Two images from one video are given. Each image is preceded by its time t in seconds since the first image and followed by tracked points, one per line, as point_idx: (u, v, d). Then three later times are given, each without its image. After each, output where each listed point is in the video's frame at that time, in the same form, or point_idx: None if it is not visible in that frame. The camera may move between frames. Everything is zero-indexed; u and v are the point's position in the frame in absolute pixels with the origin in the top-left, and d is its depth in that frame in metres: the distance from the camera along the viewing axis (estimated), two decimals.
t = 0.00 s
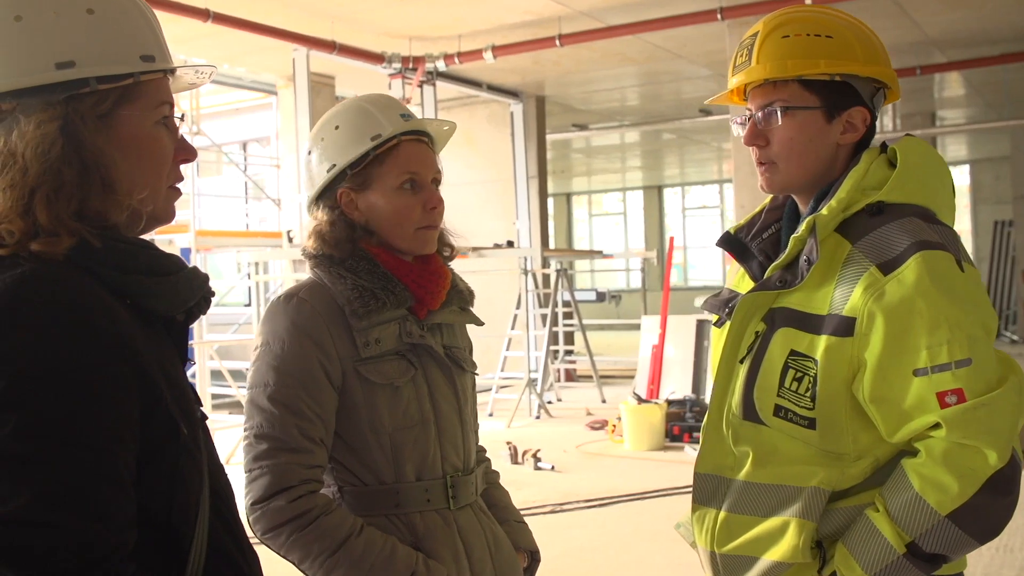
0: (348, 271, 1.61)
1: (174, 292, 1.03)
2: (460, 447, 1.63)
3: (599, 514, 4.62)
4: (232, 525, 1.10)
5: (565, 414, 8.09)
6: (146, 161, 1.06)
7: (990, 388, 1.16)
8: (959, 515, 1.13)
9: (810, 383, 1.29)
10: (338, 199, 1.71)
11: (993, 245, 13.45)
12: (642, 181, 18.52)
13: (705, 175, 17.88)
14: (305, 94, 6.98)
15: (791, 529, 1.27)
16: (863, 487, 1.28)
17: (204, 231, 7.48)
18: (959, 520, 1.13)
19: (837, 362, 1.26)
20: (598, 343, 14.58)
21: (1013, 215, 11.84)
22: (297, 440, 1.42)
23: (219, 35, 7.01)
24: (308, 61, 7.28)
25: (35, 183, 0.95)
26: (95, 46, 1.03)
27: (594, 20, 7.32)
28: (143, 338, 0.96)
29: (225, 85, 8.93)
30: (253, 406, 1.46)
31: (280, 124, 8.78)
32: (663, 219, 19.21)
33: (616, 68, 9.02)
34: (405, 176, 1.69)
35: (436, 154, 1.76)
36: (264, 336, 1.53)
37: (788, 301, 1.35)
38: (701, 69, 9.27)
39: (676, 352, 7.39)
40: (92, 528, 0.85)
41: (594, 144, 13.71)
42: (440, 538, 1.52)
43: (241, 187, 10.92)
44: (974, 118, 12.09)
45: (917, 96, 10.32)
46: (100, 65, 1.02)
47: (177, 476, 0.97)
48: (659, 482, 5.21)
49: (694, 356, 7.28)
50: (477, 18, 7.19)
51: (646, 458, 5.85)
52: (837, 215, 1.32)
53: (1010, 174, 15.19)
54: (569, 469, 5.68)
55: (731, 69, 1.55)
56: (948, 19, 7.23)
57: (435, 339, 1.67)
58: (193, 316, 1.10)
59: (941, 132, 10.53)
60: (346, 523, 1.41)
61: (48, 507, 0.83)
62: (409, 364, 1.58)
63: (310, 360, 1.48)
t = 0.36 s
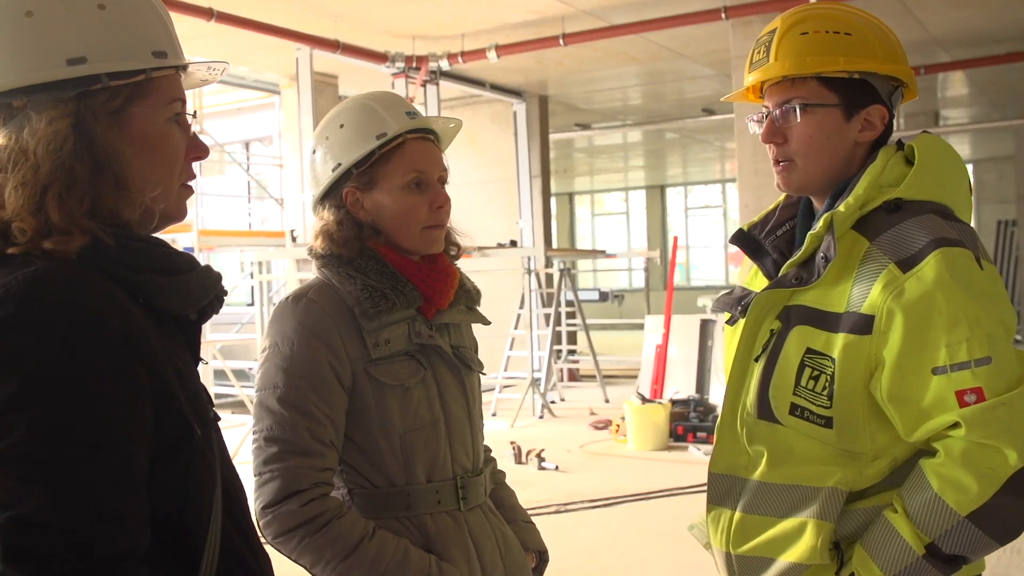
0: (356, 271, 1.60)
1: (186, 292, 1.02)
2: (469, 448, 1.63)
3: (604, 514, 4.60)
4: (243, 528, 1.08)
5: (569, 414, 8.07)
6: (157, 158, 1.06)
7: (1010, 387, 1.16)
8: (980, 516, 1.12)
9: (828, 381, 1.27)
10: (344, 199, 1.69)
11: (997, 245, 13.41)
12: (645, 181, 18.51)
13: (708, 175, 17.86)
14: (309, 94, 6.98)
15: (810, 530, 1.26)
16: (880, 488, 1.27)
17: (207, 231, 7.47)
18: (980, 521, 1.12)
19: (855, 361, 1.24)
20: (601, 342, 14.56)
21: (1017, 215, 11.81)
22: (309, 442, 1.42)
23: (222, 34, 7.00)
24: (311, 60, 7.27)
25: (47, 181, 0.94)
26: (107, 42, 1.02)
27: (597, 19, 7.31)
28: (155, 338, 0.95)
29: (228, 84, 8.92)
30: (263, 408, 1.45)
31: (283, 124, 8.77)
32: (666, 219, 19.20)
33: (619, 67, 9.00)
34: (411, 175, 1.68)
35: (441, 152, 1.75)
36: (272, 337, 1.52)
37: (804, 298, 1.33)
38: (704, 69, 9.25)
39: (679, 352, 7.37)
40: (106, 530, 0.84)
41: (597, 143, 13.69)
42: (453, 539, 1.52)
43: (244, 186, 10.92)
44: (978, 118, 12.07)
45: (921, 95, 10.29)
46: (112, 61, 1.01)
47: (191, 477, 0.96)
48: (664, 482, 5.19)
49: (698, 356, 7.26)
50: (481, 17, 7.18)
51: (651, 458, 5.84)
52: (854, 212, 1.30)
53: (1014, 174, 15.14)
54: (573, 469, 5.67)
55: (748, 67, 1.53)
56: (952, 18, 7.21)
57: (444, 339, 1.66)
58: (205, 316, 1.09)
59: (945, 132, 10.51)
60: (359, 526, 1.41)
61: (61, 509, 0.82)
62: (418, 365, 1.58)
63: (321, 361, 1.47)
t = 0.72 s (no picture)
0: (368, 271, 1.58)
1: (201, 292, 1.00)
2: (481, 450, 1.61)
3: (609, 514, 4.59)
4: (257, 530, 1.07)
5: (572, 414, 8.06)
6: (173, 156, 1.04)
7: None
8: None
9: (865, 379, 1.37)
10: (353, 199, 1.68)
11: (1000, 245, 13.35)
12: (647, 181, 18.50)
13: (710, 174, 17.83)
14: (311, 94, 6.97)
15: (860, 529, 1.35)
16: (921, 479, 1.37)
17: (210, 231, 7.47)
18: None
19: (894, 360, 1.34)
20: (603, 342, 14.54)
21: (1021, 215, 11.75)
22: (322, 446, 1.41)
23: (225, 33, 6.99)
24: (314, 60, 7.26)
25: (61, 178, 0.92)
26: (120, 38, 1.01)
27: (601, 18, 7.29)
28: (171, 339, 0.94)
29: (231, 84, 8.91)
30: (275, 411, 1.44)
31: (286, 123, 8.76)
32: (667, 218, 19.19)
33: (622, 67, 8.98)
34: (422, 173, 1.66)
35: (452, 150, 1.73)
36: (284, 338, 1.51)
37: (832, 298, 1.43)
38: (707, 68, 9.23)
39: (683, 352, 7.34)
40: (122, 535, 0.83)
41: (599, 143, 13.67)
42: (466, 543, 1.51)
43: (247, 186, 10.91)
44: (981, 117, 12.03)
45: (925, 95, 10.26)
46: (126, 57, 1.00)
47: (204, 480, 0.94)
48: (669, 482, 5.17)
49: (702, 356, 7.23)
50: (484, 17, 7.17)
51: (655, 458, 5.82)
52: (883, 209, 1.41)
53: (1017, 173, 15.09)
54: (577, 469, 5.65)
55: (783, 57, 1.60)
56: (957, 17, 7.18)
57: (455, 339, 1.65)
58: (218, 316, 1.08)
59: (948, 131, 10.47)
60: (373, 531, 1.40)
61: (76, 513, 0.80)
62: (431, 366, 1.56)
63: (333, 362, 1.46)
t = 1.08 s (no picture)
0: (371, 270, 1.57)
1: (205, 289, 0.99)
2: (484, 450, 1.61)
3: (605, 513, 4.58)
4: (262, 530, 1.06)
5: (566, 412, 8.05)
6: (177, 149, 1.03)
7: None
8: None
9: (927, 363, 1.43)
10: (353, 197, 1.66)
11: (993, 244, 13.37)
12: (641, 179, 18.51)
13: (704, 173, 17.84)
14: (307, 91, 6.94)
15: (944, 510, 1.41)
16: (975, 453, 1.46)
17: (204, 228, 7.43)
18: None
19: (955, 345, 1.41)
20: (598, 341, 14.54)
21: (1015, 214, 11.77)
22: (326, 449, 1.40)
23: (220, 30, 6.95)
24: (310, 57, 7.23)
25: (58, 172, 0.91)
26: (116, 28, 0.99)
27: (598, 16, 7.28)
28: (177, 337, 0.93)
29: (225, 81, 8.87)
30: (277, 413, 1.43)
31: (281, 121, 8.72)
32: (661, 217, 19.19)
33: (618, 65, 8.97)
34: (426, 171, 1.65)
35: (453, 147, 1.72)
36: (285, 339, 1.49)
37: (877, 290, 1.47)
38: (703, 66, 9.22)
39: (678, 351, 7.34)
40: (129, 537, 0.82)
41: (594, 141, 13.66)
42: (472, 544, 1.50)
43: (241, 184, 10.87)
44: (975, 117, 12.05)
45: (919, 94, 10.27)
46: (123, 47, 0.98)
47: (211, 481, 0.93)
48: (664, 481, 5.17)
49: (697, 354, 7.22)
50: (480, 14, 7.15)
51: (650, 457, 5.82)
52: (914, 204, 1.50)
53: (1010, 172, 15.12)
54: (572, 468, 5.65)
55: (845, 46, 1.61)
56: (953, 16, 7.18)
57: (458, 338, 1.64)
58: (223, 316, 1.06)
59: (942, 130, 10.49)
60: (380, 535, 1.39)
61: (87, 514, 0.79)
62: (434, 366, 1.56)
63: (336, 364, 1.45)
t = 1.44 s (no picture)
0: (358, 268, 1.56)
1: (193, 286, 0.97)
2: (473, 450, 1.60)
3: (588, 511, 4.59)
4: (252, 532, 1.05)
5: (548, 410, 8.06)
6: (151, 138, 1.01)
7: None
8: None
9: (932, 348, 1.49)
10: (339, 194, 1.64)
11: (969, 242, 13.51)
12: (621, 177, 18.55)
13: (684, 171, 17.92)
14: (288, 88, 6.90)
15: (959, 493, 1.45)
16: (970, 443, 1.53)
17: (183, 226, 7.36)
18: None
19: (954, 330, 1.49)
20: (579, 339, 14.56)
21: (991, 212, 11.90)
22: (314, 451, 1.38)
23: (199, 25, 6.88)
24: (290, 53, 7.18)
25: (16, 165, 0.90)
26: (81, 18, 0.98)
27: (580, 15, 7.28)
28: (163, 335, 0.90)
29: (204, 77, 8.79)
30: (264, 414, 1.41)
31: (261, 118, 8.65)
32: (642, 215, 19.25)
33: (599, 63, 8.98)
34: (414, 168, 1.63)
35: (440, 142, 1.70)
36: (271, 339, 1.47)
37: (881, 281, 1.52)
38: (683, 65, 9.25)
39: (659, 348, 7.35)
40: (115, 540, 0.80)
41: (575, 139, 13.68)
42: (463, 545, 1.49)
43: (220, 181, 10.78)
44: (953, 117, 12.17)
45: (898, 93, 10.36)
46: (88, 34, 0.96)
47: (199, 482, 0.92)
48: (646, 478, 5.18)
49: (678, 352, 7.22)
50: (462, 12, 7.13)
51: (632, 455, 5.82)
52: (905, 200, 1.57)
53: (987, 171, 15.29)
54: (554, 466, 5.65)
55: (850, 53, 1.62)
56: (932, 16, 7.25)
57: (445, 336, 1.63)
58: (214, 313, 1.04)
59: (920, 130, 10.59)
60: (370, 537, 1.38)
61: (75, 516, 0.77)
62: (423, 365, 1.54)
63: (324, 363, 1.43)
